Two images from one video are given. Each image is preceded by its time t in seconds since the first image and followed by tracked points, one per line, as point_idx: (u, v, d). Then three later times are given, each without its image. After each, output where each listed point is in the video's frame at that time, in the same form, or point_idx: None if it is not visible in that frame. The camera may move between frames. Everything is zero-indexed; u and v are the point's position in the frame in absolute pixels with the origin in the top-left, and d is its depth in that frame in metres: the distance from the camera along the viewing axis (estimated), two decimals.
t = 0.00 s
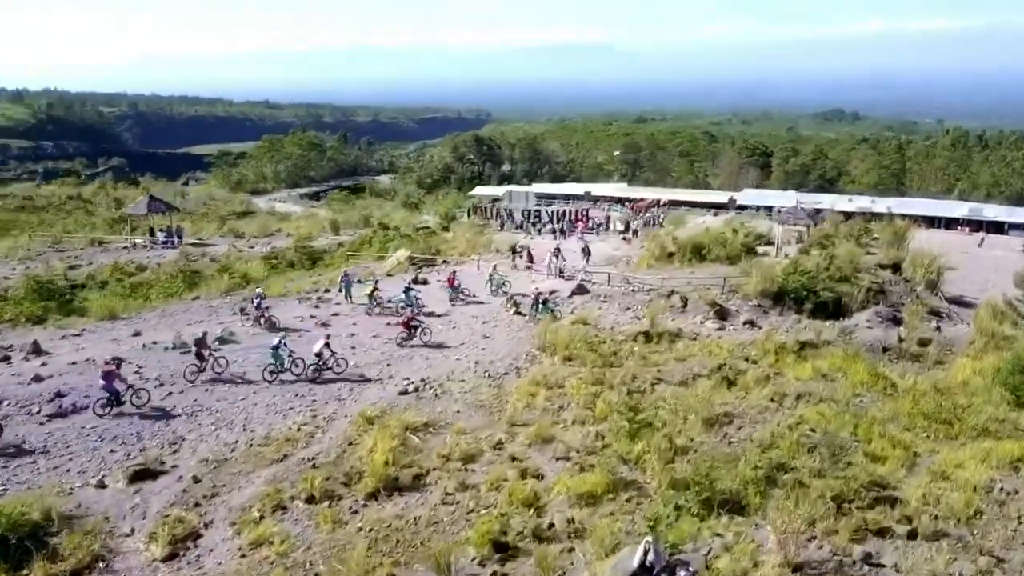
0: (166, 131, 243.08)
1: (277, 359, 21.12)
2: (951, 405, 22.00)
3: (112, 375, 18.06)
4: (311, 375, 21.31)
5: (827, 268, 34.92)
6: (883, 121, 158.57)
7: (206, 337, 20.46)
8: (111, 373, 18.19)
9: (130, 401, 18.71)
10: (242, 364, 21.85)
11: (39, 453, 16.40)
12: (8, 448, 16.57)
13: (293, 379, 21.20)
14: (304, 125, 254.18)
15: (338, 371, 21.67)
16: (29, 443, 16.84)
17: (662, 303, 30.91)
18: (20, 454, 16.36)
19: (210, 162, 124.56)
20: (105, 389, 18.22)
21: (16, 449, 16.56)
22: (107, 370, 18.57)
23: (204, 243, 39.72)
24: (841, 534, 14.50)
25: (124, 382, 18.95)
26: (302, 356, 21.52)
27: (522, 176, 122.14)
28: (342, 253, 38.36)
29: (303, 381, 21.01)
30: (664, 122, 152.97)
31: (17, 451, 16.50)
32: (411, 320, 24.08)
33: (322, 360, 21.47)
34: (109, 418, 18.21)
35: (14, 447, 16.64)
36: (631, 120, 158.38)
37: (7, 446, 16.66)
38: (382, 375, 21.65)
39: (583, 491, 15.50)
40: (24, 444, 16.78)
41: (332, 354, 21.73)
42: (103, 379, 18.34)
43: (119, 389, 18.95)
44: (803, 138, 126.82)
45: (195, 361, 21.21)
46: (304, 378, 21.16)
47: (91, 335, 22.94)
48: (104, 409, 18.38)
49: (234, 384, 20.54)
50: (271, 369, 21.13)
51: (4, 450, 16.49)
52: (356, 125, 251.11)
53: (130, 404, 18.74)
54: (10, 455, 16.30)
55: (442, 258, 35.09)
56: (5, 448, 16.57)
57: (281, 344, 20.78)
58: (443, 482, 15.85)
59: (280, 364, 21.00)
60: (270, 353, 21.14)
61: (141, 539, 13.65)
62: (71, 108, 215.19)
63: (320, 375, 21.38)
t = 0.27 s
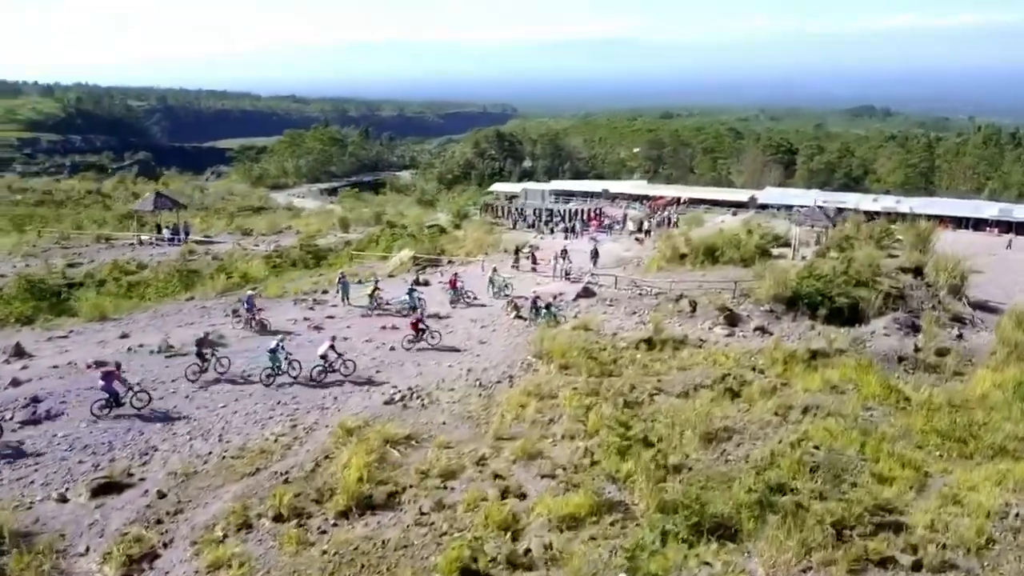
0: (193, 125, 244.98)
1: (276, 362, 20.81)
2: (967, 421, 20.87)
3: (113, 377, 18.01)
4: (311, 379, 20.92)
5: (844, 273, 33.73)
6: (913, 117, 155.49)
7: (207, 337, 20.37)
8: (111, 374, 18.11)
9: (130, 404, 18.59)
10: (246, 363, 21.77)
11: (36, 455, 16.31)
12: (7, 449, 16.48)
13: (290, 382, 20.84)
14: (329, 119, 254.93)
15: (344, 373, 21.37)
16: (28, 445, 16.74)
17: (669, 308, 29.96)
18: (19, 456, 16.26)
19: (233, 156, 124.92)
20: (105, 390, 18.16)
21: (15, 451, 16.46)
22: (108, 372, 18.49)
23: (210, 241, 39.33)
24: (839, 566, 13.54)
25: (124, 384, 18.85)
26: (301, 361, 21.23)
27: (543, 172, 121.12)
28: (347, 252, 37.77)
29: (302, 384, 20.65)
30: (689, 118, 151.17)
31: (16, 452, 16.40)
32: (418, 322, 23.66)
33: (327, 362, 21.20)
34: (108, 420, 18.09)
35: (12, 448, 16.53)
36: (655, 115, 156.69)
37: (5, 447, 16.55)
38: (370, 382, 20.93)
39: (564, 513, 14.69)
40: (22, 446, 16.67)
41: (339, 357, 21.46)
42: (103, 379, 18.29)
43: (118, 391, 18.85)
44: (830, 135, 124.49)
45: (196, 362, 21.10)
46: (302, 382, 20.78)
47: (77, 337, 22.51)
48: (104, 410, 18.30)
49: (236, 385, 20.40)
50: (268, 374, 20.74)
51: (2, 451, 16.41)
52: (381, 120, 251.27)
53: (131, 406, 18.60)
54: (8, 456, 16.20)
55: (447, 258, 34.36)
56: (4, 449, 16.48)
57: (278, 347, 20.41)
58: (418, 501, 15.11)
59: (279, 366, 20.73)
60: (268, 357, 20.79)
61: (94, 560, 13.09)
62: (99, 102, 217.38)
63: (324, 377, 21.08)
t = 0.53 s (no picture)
0: (217, 119, 246.43)
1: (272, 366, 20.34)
2: (982, 439, 19.76)
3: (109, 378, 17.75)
4: (308, 384, 20.41)
5: (860, 276, 32.51)
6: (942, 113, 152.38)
7: (207, 337, 20.06)
8: (107, 375, 17.84)
9: (127, 406, 18.27)
10: (249, 362, 21.45)
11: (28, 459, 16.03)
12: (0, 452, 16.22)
13: (285, 385, 20.34)
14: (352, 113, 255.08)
15: (347, 376, 20.90)
16: (22, 448, 16.46)
17: (675, 313, 28.97)
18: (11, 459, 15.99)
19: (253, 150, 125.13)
20: (99, 392, 17.85)
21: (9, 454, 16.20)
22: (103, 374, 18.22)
23: (213, 238, 38.86)
24: None
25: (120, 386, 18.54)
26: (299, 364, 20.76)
27: (563, 167, 120.01)
28: (350, 250, 37.12)
29: (299, 388, 20.16)
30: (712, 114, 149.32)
31: (9, 456, 16.14)
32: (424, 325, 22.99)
33: (330, 365, 20.74)
34: (103, 422, 17.78)
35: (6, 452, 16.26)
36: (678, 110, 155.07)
37: None
38: (354, 390, 20.12)
39: (541, 538, 13.84)
40: (16, 449, 16.40)
41: (341, 360, 21.00)
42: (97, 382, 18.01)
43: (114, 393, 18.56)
44: (856, 132, 122.15)
45: (195, 364, 20.78)
46: (298, 386, 20.28)
47: (60, 340, 22.00)
48: (98, 414, 17.90)
49: (236, 386, 20.05)
50: (264, 377, 20.23)
51: None
52: (403, 114, 251.10)
53: (127, 409, 18.26)
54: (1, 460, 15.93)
55: (449, 258, 33.58)
56: None
57: (273, 350, 19.92)
58: (388, 522, 14.34)
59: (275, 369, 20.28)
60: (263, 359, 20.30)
61: None
62: (125, 95, 219.25)
63: (326, 381, 20.60)
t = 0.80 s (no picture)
0: (240, 111, 247.35)
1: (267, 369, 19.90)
2: (996, 459, 18.62)
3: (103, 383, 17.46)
4: (303, 388, 19.93)
5: (876, 280, 31.28)
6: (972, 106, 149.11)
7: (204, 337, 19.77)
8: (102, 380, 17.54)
9: (122, 411, 17.94)
10: (250, 362, 21.17)
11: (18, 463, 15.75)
12: None
13: (279, 388, 19.88)
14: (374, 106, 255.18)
15: (347, 379, 20.43)
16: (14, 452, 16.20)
17: (680, 317, 27.93)
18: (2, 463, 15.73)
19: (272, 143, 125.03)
20: (93, 398, 17.51)
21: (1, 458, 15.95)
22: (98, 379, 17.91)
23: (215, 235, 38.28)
24: None
25: (116, 391, 18.22)
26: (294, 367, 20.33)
27: (582, 161, 118.73)
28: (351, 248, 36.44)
29: (294, 392, 19.69)
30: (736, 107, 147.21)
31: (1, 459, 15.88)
32: (429, 328, 22.34)
33: (329, 368, 20.27)
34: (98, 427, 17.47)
35: None
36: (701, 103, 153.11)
37: None
38: (333, 399, 19.30)
39: (513, 566, 12.97)
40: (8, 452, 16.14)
41: (341, 362, 20.53)
42: (90, 387, 17.63)
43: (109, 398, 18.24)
44: (882, 125, 119.68)
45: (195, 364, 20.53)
46: (292, 390, 19.79)
47: (39, 342, 21.44)
48: (93, 418, 17.60)
49: (233, 387, 19.72)
50: (257, 380, 19.77)
51: None
52: (425, 106, 250.49)
53: (122, 413, 17.94)
54: None
55: (450, 257, 32.73)
56: None
57: (266, 353, 19.47)
58: (353, 546, 13.53)
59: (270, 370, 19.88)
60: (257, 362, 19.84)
61: None
62: (149, 87, 220.45)
63: (326, 385, 20.13)
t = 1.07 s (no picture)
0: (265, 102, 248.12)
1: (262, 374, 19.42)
2: (1012, 482, 17.47)
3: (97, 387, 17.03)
4: (298, 392, 19.43)
5: (893, 283, 30.00)
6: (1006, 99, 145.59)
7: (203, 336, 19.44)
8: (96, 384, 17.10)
9: (118, 416, 17.51)
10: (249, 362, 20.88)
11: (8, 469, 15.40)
12: None
13: (273, 392, 19.40)
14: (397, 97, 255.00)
15: (346, 382, 19.93)
16: (7, 457, 15.85)
17: (685, 323, 26.90)
18: None
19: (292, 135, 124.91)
20: (88, 403, 17.05)
21: None
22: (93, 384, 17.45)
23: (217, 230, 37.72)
24: None
25: (112, 395, 17.79)
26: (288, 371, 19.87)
27: (603, 154, 117.34)
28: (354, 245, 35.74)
29: (287, 396, 19.18)
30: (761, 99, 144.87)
31: None
32: (432, 332, 21.69)
33: (328, 371, 19.78)
34: (93, 433, 17.01)
35: None
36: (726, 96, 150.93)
37: None
38: (310, 408, 18.52)
39: None
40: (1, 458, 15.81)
41: (340, 365, 20.04)
42: (85, 392, 17.14)
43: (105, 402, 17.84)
44: (911, 119, 117.02)
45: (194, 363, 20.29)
46: (285, 395, 19.27)
47: (19, 344, 20.90)
48: (89, 424, 17.19)
49: (229, 390, 19.31)
50: (249, 385, 19.31)
51: None
52: (448, 98, 249.55)
53: (118, 418, 17.52)
54: None
55: (452, 255, 31.87)
56: None
57: (259, 357, 18.99)
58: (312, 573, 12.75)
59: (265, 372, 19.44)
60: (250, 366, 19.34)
61: None
62: (174, 78, 221.64)
63: (326, 389, 19.65)
